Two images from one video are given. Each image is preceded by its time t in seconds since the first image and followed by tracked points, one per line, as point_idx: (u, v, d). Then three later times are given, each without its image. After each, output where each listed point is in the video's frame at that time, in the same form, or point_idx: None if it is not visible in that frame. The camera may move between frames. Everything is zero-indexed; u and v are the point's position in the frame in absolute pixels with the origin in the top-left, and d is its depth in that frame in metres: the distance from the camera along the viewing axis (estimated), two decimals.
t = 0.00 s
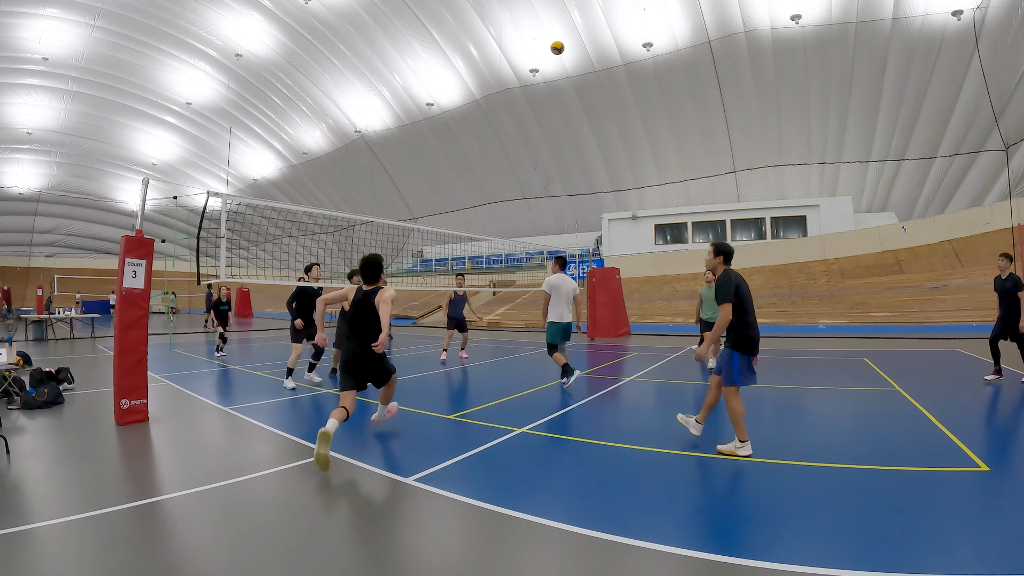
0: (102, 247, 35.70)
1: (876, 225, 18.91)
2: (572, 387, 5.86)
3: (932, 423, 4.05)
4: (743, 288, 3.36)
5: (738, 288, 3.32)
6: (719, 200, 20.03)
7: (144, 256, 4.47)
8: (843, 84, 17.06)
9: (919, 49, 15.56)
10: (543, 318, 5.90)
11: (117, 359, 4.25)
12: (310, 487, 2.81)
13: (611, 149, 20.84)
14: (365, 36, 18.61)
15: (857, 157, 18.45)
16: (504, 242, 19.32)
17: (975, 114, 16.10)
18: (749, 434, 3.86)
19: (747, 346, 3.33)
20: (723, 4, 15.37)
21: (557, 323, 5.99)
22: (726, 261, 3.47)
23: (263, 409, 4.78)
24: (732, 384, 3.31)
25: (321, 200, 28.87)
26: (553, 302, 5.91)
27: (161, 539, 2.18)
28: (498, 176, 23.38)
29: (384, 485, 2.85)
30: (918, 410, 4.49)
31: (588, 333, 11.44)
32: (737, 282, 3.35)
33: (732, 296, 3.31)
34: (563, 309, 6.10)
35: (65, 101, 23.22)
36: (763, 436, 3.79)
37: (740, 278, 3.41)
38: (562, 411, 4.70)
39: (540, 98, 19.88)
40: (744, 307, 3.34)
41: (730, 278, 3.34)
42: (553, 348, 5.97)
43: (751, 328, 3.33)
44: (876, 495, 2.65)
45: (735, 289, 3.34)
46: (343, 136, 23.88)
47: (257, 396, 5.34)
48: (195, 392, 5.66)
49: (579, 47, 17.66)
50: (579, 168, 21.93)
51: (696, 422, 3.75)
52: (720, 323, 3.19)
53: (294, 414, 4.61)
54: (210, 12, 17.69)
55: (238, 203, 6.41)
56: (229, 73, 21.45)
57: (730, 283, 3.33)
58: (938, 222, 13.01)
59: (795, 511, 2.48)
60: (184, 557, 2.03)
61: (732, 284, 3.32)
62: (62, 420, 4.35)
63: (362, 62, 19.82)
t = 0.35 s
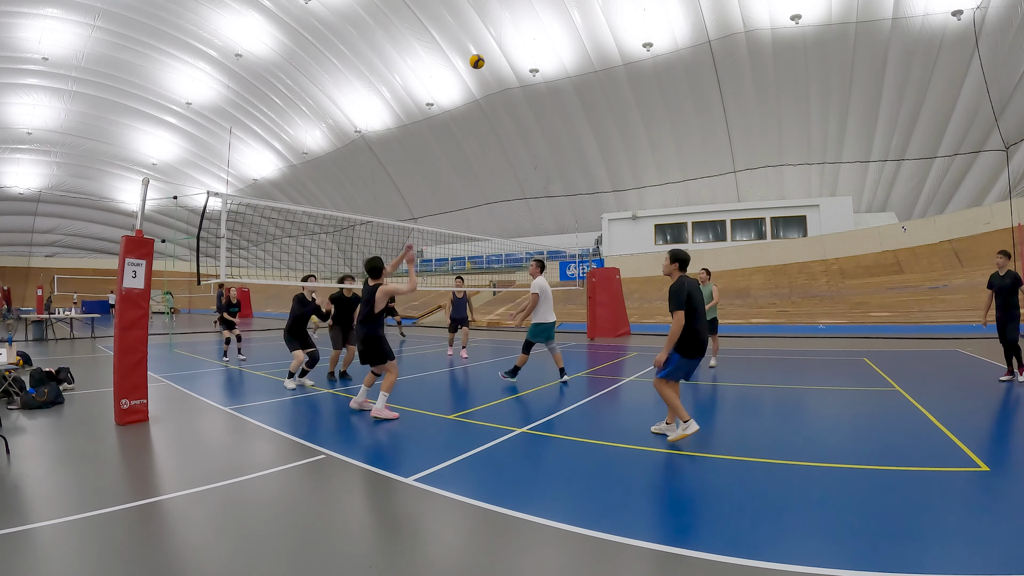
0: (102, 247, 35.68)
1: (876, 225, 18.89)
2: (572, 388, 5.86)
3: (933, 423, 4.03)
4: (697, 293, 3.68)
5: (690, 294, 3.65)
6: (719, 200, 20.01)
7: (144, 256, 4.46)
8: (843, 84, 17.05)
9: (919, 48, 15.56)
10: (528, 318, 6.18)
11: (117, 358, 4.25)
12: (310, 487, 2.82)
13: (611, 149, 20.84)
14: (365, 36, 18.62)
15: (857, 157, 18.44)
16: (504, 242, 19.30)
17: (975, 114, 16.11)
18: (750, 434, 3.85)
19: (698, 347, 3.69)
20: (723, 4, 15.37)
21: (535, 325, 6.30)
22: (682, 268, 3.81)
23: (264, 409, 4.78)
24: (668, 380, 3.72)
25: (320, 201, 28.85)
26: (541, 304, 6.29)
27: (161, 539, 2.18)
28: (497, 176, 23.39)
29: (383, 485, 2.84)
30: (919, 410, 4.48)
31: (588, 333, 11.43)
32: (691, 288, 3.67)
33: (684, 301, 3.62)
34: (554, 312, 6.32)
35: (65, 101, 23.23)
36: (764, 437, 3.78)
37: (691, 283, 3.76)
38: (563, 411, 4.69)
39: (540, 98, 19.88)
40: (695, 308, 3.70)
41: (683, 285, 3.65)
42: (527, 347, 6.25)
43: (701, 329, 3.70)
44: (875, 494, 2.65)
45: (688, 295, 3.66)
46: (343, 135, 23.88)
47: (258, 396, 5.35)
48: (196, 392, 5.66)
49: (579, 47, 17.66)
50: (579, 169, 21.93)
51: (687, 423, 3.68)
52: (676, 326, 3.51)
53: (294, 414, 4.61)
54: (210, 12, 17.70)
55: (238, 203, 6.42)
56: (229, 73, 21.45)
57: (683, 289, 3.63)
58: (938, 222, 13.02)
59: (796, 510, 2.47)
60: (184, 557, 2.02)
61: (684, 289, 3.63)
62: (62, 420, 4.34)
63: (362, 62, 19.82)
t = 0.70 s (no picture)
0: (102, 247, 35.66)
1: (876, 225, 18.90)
2: (572, 387, 5.85)
3: (933, 423, 4.04)
4: (677, 285, 3.84)
5: (668, 286, 3.83)
6: (719, 200, 20.01)
7: (143, 256, 4.46)
8: (843, 83, 17.03)
9: (919, 48, 15.56)
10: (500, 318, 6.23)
11: (118, 358, 4.24)
12: (311, 487, 2.82)
13: (611, 149, 20.84)
14: (365, 36, 18.62)
15: (857, 157, 18.44)
16: (504, 242, 19.29)
17: (975, 114, 16.11)
18: (750, 434, 3.85)
19: (678, 338, 3.79)
20: (723, 4, 15.36)
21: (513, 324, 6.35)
22: (664, 260, 3.92)
23: (264, 409, 4.77)
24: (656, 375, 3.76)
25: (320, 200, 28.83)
26: (515, 303, 6.42)
27: (161, 540, 2.18)
28: (497, 176, 23.38)
29: (383, 485, 2.84)
30: (920, 410, 4.48)
31: (588, 333, 11.43)
32: (669, 280, 3.85)
33: (661, 291, 3.82)
34: (529, 310, 6.44)
35: (65, 101, 23.25)
36: (765, 436, 3.78)
37: (672, 277, 3.92)
38: (562, 411, 4.69)
39: (540, 98, 19.89)
40: (674, 299, 3.85)
41: (659, 278, 3.85)
42: (508, 346, 6.28)
43: (680, 320, 3.83)
44: (876, 495, 2.64)
45: (665, 286, 3.84)
46: (343, 136, 23.88)
47: (259, 397, 5.34)
48: (196, 392, 5.66)
49: (579, 47, 17.65)
50: (579, 169, 21.92)
51: (658, 429, 3.74)
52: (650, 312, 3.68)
53: (294, 414, 4.61)
54: (210, 12, 17.70)
55: (238, 203, 6.41)
56: (229, 73, 21.46)
57: (661, 280, 3.83)
58: (938, 223, 13.02)
59: (798, 511, 2.46)
60: (184, 558, 2.02)
61: (660, 282, 3.83)
62: (62, 420, 4.34)
63: (362, 62, 19.83)
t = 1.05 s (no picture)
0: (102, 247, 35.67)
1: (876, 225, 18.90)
2: (572, 387, 5.85)
3: (933, 423, 4.04)
4: (666, 286, 3.83)
5: (657, 287, 3.82)
6: (719, 200, 20.02)
7: (144, 256, 4.46)
8: (843, 84, 17.04)
9: (919, 49, 15.55)
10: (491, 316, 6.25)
11: (117, 359, 4.24)
12: (311, 487, 2.81)
13: (611, 149, 20.83)
14: (365, 36, 18.62)
15: (857, 157, 18.43)
16: (504, 242, 19.31)
17: (975, 114, 16.09)
18: (749, 434, 3.85)
19: (672, 338, 3.80)
20: (723, 4, 15.37)
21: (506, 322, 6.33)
22: (657, 261, 3.90)
23: (265, 409, 4.78)
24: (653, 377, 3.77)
25: (320, 200, 28.83)
26: (507, 302, 6.43)
27: (160, 540, 2.17)
28: (498, 176, 23.38)
29: (383, 485, 2.84)
30: (921, 410, 4.47)
31: (589, 333, 11.43)
32: (659, 281, 3.85)
33: (651, 292, 3.82)
34: (519, 308, 6.42)
35: (65, 101, 23.25)
36: (765, 437, 3.77)
37: (664, 277, 3.91)
38: (562, 411, 4.69)
39: (540, 98, 19.89)
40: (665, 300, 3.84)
41: (648, 279, 3.85)
42: (503, 345, 6.25)
43: (672, 320, 3.82)
44: (876, 495, 2.64)
45: (655, 286, 3.84)
46: (343, 136, 23.88)
47: (260, 397, 5.34)
48: (196, 392, 5.66)
49: (579, 47, 17.65)
50: (579, 169, 21.92)
51: (658, 430, 3.74)
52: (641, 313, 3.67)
53: (295, 414, 4.61)
54: (210, 12, 17.71)
55: (238, 203, 6.41)
56: (229, 73, 21.47)
57: (650, 281, 3.84)
58: (938, 223, 13.01)
59: (798, 511, 2.46)
60: (184, 557, 2.02)
61: (649, 283, 3.83)
62: (62, 420, 4.33)
63: (362, 62, 19.84)
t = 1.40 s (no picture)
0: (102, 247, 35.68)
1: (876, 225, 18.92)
2: (572, 387, 5.87)
3: (932, 423, 4.05)
4: (667, 287, 3.85)
5: (659, 290, 3.84)
6: (719, 200, 20.05)
7: (144, 256, 4.47)
8: (843, 84, 17.06)
9: (919, 48, 15.56)
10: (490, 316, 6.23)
11: (117, 358, 4.25)
12: (310, 487, 2.82)
13: (612, 149, 20.85)
14: (365, 36, 18.64)
15: (857, 157, 18.44)
16: (504, 242, 19.33)
17: (975, 114, 16.10)
18: (749, 434, 3.86)
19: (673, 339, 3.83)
20: (722, 4, 15.38)
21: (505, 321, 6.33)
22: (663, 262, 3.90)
23: (265, 409, 4.79)
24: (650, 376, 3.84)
25: (321, 200, 28.86)
26: (505, 300, 6.45)
27: (161, 540, 2.18)
28: (498, 176, 23.40)
29: (383, 485, 2.85)
30: (921, 410, 4.48)
31: (589, 333, 11.44)
32: (659, 283, 3.85)
33: (653, 294, 3.84)
34: (515, 307, 6.43)
35: (65, 101, 23.27)
36: (765, 437, 3.78)
37: (666, 278, 3.91)
38: (563, 411, 4.71)
39: (540, 98, 19.90)
40: (667, 302, 3.85)
41: (650, 282, 3.86)
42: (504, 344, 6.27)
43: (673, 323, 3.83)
44: (875, 496, 2.65)
45: (656, 288, 3.85)
46: (343, 136, 23.90)
47: (261, 397, 5.35)
48: (196, 392, 5.67)
49: (579, 47, 17.67)
50: (580, 169, 21.93)
51: (657, 426, 3.78)
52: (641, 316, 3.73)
53: (295, 414, 4.62)
54: (210, 12, 17.73)
55: (237, 203, 6.42)
56: (229, 73, 21.49)
57: (651, 284, 3.86)
58: (938, 222, 13.02)
59: (797, 511, 2.48)
60: (183, 557, 2.04)
61: (650, 287, 3.84)
62: (62, 420, 4.35)
63: (362, 62, 19.85)
